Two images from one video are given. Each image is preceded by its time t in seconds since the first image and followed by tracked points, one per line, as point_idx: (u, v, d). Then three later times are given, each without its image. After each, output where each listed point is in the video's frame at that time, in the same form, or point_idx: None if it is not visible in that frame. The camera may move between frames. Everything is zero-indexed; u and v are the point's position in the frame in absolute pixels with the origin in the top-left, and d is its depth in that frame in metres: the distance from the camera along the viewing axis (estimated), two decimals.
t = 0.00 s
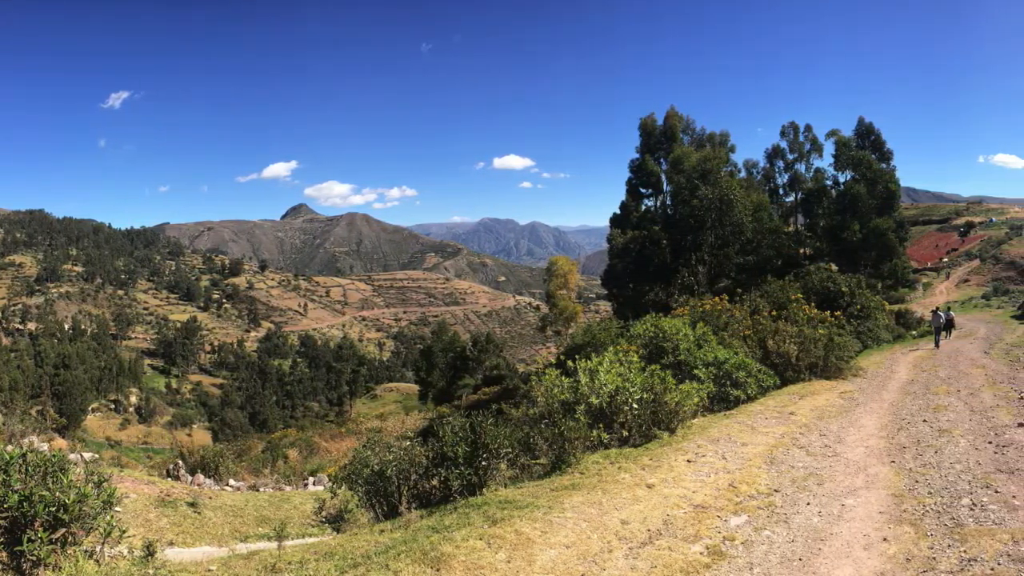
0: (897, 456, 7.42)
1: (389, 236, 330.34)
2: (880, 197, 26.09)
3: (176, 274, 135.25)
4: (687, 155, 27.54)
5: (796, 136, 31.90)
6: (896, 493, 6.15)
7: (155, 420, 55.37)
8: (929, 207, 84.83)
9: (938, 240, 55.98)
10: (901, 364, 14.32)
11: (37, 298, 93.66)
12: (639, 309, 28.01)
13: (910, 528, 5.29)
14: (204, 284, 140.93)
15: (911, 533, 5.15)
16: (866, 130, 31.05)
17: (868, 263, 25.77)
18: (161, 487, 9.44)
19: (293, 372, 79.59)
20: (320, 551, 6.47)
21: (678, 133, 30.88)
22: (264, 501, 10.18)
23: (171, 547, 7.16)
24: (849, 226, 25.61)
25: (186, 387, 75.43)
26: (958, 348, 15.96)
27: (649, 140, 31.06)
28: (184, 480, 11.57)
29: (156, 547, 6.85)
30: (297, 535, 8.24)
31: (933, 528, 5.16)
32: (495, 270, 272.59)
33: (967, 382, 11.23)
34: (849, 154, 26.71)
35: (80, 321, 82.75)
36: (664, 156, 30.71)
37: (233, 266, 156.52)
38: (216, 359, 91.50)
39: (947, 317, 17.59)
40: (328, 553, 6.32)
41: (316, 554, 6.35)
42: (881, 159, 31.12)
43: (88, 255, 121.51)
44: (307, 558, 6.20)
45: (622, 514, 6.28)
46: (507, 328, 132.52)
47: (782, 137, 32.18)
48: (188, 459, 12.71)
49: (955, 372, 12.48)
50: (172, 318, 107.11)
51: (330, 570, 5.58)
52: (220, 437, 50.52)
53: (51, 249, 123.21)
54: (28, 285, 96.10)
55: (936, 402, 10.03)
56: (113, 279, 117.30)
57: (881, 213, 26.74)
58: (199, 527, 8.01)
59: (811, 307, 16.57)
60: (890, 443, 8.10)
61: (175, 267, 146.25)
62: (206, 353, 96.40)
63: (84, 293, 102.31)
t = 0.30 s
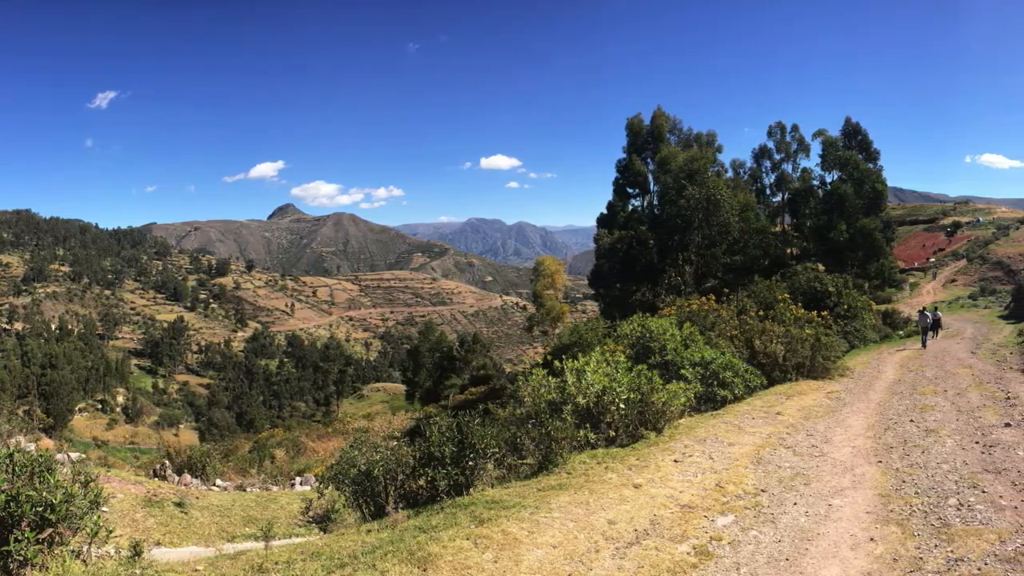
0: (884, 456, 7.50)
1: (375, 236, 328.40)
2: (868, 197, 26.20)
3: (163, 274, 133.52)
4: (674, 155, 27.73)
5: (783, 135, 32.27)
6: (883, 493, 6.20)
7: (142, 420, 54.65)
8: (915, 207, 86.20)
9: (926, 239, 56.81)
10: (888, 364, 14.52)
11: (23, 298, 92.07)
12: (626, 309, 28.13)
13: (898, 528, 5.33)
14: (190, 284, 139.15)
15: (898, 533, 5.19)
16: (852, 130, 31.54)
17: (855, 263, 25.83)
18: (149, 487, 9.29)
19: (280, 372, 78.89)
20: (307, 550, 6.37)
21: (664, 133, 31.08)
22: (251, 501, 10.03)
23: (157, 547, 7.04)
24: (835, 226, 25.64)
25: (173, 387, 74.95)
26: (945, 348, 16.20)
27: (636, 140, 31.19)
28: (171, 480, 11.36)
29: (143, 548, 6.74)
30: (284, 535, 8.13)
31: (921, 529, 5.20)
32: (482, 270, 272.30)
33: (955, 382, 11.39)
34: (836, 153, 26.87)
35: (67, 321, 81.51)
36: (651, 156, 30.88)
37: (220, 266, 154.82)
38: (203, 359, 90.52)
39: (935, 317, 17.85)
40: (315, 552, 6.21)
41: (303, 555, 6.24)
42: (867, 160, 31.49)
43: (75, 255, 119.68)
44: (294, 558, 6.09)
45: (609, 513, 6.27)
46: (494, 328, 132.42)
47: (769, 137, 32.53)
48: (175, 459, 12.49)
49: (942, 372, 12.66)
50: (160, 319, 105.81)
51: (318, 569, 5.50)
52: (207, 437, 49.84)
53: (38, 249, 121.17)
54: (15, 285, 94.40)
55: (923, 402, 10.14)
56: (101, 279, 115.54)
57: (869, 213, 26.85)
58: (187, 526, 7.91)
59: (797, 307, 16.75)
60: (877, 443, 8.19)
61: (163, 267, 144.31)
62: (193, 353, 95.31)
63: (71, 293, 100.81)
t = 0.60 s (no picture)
0: (870, 456, 7.58)
1: (362, 236, 326.29)
2: (855, 197, 26.41)
3: (150, 274, 131.76)
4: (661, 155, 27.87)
5: (770, 136, 32.57)
6: (870, 493, 6.26)
7: (129, 420, 53.86)
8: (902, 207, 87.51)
9: (913, 239, 57.64)
10: (876, 364, 14.69)
11: (7, 297, 90.40)
12: (613, 309, 28.25)
13: (884, 528, 5.38)
14: (177, 284, 137.39)
15: (884, 533, 5.24)
16: (840, 130, 31.98)
17: (842, 263, 26.07)
18: (136, 487, 9.14)
19: (268, 372, 78.11)
20: (294, 551, 6.27)
21: (651, 133, 31.22)
22: (238, 501, 9.87)
23: (144, 547, 6.93)
24: (823, 226, 25.83)
25: (159, 387, 74.18)
26: (931, 348, 16.45)
27: (623, 140, 31.32)
28: (158, 480, 11.15)
29: (130, 547, 6.63)
30: (271, 535, 8.01)
31: (907, 528, 5.25)
32: (469, 270, 271.79)
33: (942, 382, 11.56)
34: (823, 154, 27.08)
35: (53, 320, 80.13)
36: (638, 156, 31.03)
37: (207, 266, 152.92)
38: (190, 359, 89.50)
39: (921, 318, 18.12)
40: (302, 552, 6.12)
41: (290, 554, 6.15)
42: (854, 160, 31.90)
43: (61, 254, 117.77)
44: (281, 558, 6.00)
45: (596, 514, 6.26)
46: (482, 329, 132.19)
47: (756, 138, 32.88)
48: (161, 459, 12.26)
49: (929, 372, 12.84)
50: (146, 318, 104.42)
51: (304, 570, 5.42)
52: (193, 437, 49.17)
53: (23, 247, 118.93)
54: None
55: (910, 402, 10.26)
56: (87, 279, 113.80)
57: (856, 213, 27.07)
58: (174, 527, 7.78)
59: (783, 307, 16.92)
60: (864, 443, 8.27)
61: (150, 267, 142.41)
62: (180, 353, 94.08)
63: (58, 293, 99.23)
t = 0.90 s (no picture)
0: (858, 456, 7.66)
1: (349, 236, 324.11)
2: (842, 197, 26.63)
3: (137, 274, 129.93)
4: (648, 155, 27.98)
5: (757, 136, 32.85)
6: (856, 493, 6.32)
7: (115, 421, 53.04)
8: (888, 207, 88.92)
9: (900, 239, 58.58)
10: (863, 364, 14.89)
11: None
12: (600, 309, 28.33)
13: (871, 528, 5.42)
14: (164, 284, 135.50)
15: (872, 533, 5.28)
16: (827, 131, 32.36)
17: (829, 263, 26.32)
18: (123, 487, 8.95)
19: (255, 372, 77.32)
20: (281, 550, 6.17)
21: (638, 133, 31.35)
22: (224, 501, 9.69)
23: (131, 547, 6.82)
24: (809, 226, 26.05)
25: (146, 387, 73.56)
26: (918, 348, 16.70)
27: (610, 140, 31.43)
28: (144, 480, 10.91)
29: (116, 547, 6.52)
30: (257, 535, 7.87)
31: (894, 528, 5.30)
32: (456, 270, 271.13)
33: (929, 382, 11.74)
34: (810, 154, 27.26)
35: (38, 320, 78.74)
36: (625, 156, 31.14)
37: (194, 266, 150.96)
38: (178, 359, 88.38)
39: (908, 317, 18.40)
40: (288, 553, 6.02)
41: (277, 554, 6.06)
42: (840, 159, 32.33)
43: (48, 253, 115.83)
44: (268, 558, 5.91)
45: (583, 514, 6.23)
46: (469, 328, 132.01)
47: (743, 137, 33.13)
48: (148, 459, 12.03)
49: (916, 372, 13.03)
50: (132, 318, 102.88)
51: (291, 570, 5.35)
52: (179, 436, 48.45)
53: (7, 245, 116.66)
54: None
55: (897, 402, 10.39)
56: (74, 279, 111.97)
57: (843, 213, 27.29)
58: (161, 527, 7.65)
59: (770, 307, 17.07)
60: (852, 443, 8.36)
61: (137, 267, 140.38)
62: (166, 353, 92.84)
63: (44, 293, 97.49)
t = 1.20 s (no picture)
0: (845, 456, 7.74)
1: (336, 235, 321.68)
2: (829, 196, 26.85)
3: (125, 274, 127.97)
4: (635, 155, 28.12)
5: (744, 136, 33.20)
6: (844, 493, 6.38)
7: (103, 421, 52.24)
8: (876, 208, 90.27)
9: (887, 239, 59.51)
10: (851, 364, 15.07)
11: None
12: (587, 309, 28.40)
13: (858, 528, 5.47)
14: (150, 284, 133.44)
15: (858, 533, 5.33)
16: (813, 130, 32.79)
17: (816, 263, 26.56)
18: (110, 486, 8.75)
19: (242, 372, 76.41)
20: (269, 551, 6.09)
21: (625, 133, 31.49)
22: (212, 501, 9.53)
23: (118, 547, 6.70)
24: (797, 226, 26.26)
25: (134, 387, 72.96)
26: (906, 349, 16.92)
27: (597, 140, 31.57)
28: (132, 480, 10.72)
29: (104, 547, 6.42)
30: (244, 535, 7.75)
31: (881, 528, 5.35)
32: (444, 270, 270.22)
33: (916, 382, 11.91)
34: (797, 154, 27.51)
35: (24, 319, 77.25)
36: (612, 156, 31.28)
37: (181, 266, 148.90)
38: (166, 359, 87.24)
39: (894, 317, 18.66)
40: (276, 552, 5.94)
41: (265, 554, 5.97)
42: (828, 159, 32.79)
43: (35, 252, 113.74)
44: (255, 558, 5.84)
45: (570, 513, 6.22)
46: (456, 329, 131.68)
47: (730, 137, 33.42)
48: (135, 459, 11.82)
49: (903, 372, 13.22)
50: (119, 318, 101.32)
51: (278, 570, 5.30)
52: (167, 436, 47.77)
53: None
54: None
55: (884, 402, 10.52)
56: (61, 278, 110.04)
57: (830, 213, 27.55)
58: (150, 526, 7.54)
59: (757, 307, 17.23)
60: (838, 443, 8.45)
61: (124, 267, 138.33)
62: (153, 353, 91.55)
63: (32, 292, 95.64)
